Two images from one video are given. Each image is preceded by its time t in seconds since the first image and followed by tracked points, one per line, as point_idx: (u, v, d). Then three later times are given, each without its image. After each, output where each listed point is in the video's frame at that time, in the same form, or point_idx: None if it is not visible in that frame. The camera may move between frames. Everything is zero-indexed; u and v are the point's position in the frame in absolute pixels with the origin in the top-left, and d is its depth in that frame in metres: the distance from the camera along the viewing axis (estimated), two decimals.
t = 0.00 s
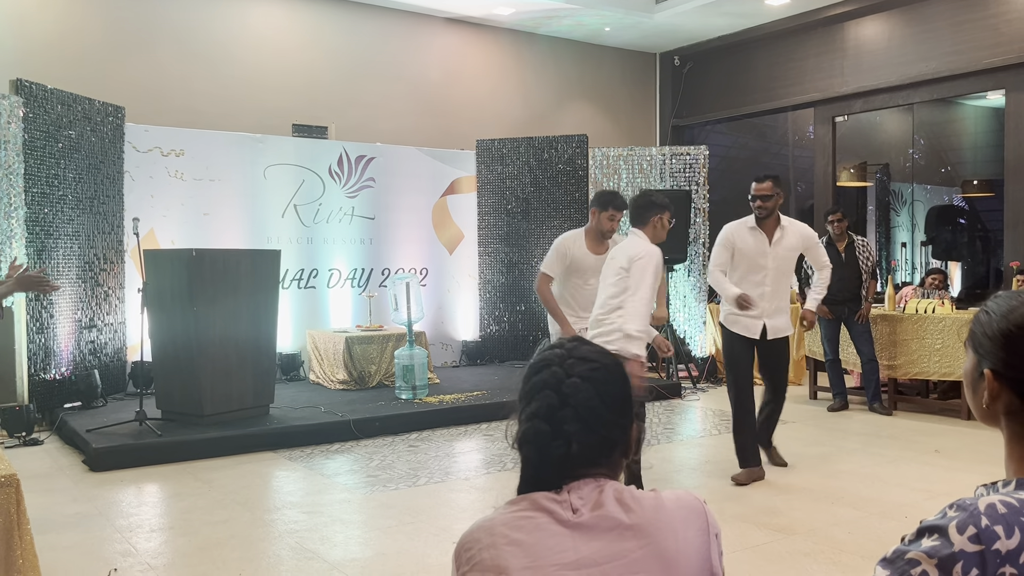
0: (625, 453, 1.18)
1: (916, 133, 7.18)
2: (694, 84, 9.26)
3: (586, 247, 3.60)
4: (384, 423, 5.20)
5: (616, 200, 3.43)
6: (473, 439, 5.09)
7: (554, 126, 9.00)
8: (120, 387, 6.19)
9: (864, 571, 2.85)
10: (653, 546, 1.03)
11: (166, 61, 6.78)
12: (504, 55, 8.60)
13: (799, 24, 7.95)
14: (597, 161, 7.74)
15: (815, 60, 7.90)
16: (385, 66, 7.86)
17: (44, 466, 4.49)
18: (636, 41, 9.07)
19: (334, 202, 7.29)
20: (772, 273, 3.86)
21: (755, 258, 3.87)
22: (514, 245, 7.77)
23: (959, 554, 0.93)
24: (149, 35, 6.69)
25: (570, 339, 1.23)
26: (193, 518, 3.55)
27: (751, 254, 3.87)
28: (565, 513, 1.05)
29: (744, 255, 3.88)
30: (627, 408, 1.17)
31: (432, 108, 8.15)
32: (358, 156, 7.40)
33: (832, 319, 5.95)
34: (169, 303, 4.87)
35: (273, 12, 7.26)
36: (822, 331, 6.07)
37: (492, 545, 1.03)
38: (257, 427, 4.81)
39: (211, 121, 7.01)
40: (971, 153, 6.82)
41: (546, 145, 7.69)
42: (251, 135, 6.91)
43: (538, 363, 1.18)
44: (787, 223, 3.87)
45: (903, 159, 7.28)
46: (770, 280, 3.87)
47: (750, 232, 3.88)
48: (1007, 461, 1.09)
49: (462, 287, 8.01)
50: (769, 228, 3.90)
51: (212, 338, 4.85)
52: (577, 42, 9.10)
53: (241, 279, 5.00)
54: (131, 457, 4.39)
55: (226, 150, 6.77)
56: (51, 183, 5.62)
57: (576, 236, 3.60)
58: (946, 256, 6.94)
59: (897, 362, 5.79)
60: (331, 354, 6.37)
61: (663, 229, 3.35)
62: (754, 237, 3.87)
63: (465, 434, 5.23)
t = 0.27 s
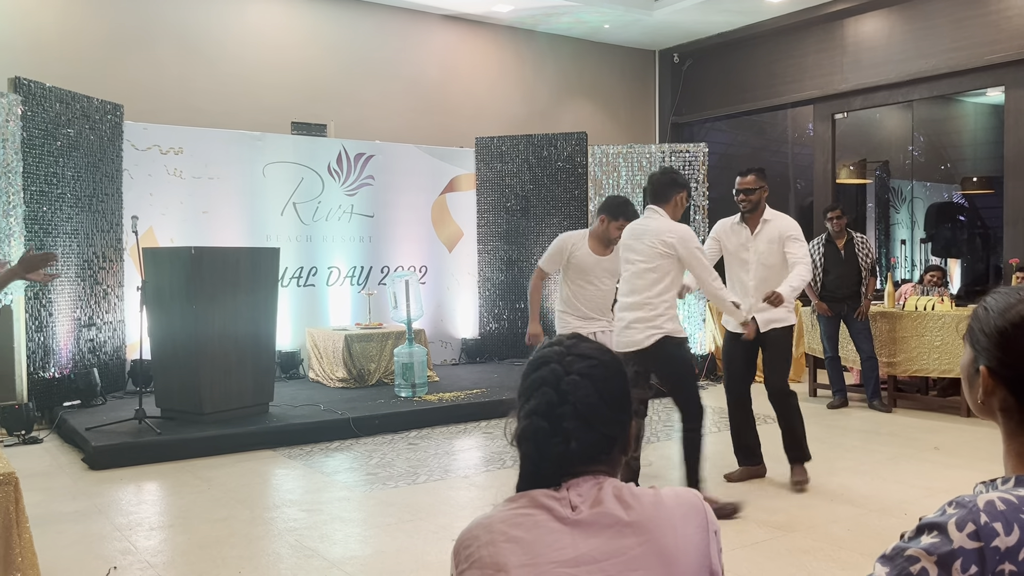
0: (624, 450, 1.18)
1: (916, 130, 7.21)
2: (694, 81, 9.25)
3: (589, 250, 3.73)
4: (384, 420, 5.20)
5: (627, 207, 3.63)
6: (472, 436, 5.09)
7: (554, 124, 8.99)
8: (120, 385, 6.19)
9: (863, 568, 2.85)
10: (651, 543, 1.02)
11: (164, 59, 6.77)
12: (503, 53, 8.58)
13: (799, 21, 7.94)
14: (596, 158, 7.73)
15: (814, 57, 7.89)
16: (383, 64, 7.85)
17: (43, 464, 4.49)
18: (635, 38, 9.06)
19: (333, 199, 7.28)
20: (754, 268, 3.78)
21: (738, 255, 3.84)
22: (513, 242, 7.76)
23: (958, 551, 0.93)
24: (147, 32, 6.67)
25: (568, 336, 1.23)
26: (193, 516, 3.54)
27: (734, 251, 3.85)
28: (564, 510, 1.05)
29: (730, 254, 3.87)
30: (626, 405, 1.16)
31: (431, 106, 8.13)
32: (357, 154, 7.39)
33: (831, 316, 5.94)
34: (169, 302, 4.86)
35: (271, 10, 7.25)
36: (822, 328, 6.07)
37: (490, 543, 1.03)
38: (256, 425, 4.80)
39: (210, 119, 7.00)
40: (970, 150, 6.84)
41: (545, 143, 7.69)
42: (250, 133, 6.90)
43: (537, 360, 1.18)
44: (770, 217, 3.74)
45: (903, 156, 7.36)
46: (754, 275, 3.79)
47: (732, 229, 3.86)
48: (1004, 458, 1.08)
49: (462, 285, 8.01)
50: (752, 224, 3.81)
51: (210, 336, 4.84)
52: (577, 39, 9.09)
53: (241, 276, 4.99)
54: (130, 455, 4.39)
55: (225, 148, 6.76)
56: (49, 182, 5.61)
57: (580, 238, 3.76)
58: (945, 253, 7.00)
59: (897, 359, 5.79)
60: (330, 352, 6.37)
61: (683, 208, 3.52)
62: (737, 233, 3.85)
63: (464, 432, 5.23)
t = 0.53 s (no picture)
0: (623, 447, 1.18)
1: (915, 128, 7.23)
2: (693, 79, 9.25)
3: (590, 253, 3.72)
4: (383, 418, 5.20)
5: (628, 207, 3.61)
6: (472, 434, 5.09)
7: (553, 121, 8.98)
8: (119, 383, 6.19)
9: (863, 565, 2.85)
10: (649, 539, 1.02)
11: (163, 57, 6.76)
12: (502, 51, 8.57)
13: (798, 18, 7.94)
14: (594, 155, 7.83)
15: (814, 54, 7.88)
16: (382, 62, 7.84)
17: (43, 463, 4.49)
18: (634, 35, 9.05)
19: (332, 197, 7.28)
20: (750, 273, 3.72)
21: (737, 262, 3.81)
22: (512, 240, 7.76)
23: (957, 547, 0.93)
24: (145, 31, 6.66)
25: (568, 333, 1.23)
26: (192, 514, 3.54)
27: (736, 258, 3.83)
28: (563, 506, 1.05)
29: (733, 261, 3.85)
30: (625, 401, 1.16)
31: (430, 104, 8.13)
32: (356, 152, 7.38)
33: (831, 313, 5.94)
34: (168, 299, 4.86)
35: (270, 7, 7.24)
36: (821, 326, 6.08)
37: (489, 539, 1.03)
38: (256, 423, 4.81)
39: (208, 117, 6.99)
40: (970, 147, 6.85)
41: (544, 140, 7.68)
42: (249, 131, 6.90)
43: (536, 357, 1.18)
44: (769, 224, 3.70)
45: (902, 154, 7.37)
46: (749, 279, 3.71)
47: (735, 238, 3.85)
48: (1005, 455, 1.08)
49: (461, 283, 8.00)
50: (752, 232, 3.78)
51: (210, 334, 4.84)
52: (576, 36, 9.08)
53: (240, 274, 4.99)
54: (130, 453, 4.39)
55: (225, 146, 6.76)
56: (49, 180, 5.61)
57: (580, 245, 3.71)
58: (944, 250, 7.02)
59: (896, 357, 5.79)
60: (330, 350, 6.36)
61: (706, 242, 3.30)
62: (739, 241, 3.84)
63: (464, 430, 5.23)
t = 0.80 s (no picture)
0: (622, 445, 1.18)
1: (914, 126, 7.25)
2: (692, 77, 9.25)
3: (600, 242, 3.74)
4: (383, 417, 5.20)
5: (634, 200, 3.56)
6: (472, 433, 5.09)
7: (552, 120, 8.97)
8: (119, 382, 6.19)
9: (863, 563, 2.85)
10: (650, 537, 1.02)
11: (161, 56, 6.75)
12: (501, 49, 8.57)
13: (797, 17, 7.93)
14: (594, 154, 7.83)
15: (813, 52, 7.88)
16: (381, 60, 7.83)
17: (42, 462, 4.49)
18: (634, 33, 9.05)
19: (331, 196, 7.27)
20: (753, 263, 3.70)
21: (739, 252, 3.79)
22: (512, 238, 7.75)
23: (957, 545, 0.93)
24: (144, 29, 6.66)
25: (567, 331, 1.23)
26: (192, 513, 3.54)
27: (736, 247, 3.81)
28: (562, 504, 1.05)
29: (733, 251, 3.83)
30: (624, 400, 1.16)
31: (429, 102, 8.12)
32: (355, 151, 7.38)
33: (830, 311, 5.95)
34: (167, 298, 4.85)
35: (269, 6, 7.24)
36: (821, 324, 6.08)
37: (489, 537, 1.03)
38: (256, 422, 4.81)
39: (207, 116, 6.98)
40: (969, 145, 6.87)
41: (543, 138, 7.68)
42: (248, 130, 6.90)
43: (535, 355, 1.18)
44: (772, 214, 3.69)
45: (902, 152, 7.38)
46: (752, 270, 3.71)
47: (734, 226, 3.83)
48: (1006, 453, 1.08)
49: (460, 281, 7.99)
50: (752, 221, 3.76)
51: (209, 333, 4.84)
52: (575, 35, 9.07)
53: (239, 273, 4.99)
54: (130, 453, 4.39)
55: (224, 145, 6.76)
56: (48, 179, 5.61)
57: (592, 233, 3.72)
58: (943, 248, 7.04)
59: (895, 354, 5.80)
60: (329, 348, 6.36)
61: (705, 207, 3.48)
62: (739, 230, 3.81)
63: (463, 428, 5.23)
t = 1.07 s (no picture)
0: (622, 443, 1.18)
1: (914, 125, 7.28)
2: (691, 76, 9.25)
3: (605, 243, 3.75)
4: (383, 415, 5.20)
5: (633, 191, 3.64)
6: (472, 431, 5.10)
7: (551, 118, 8.97)
8: (118, 382, 6.19)
9: (863, 561, 2.85)
10: (649, 534, 1.02)
11: (160, 55, 6.74)
12: (499, 48, 8.56)
13: (797, 15, 7.92)
14: (593, 153, 7.77)
15: (812, 51, 7.87)
16: (380, 59, 7.83)
17: (42, 461, 4.48)
18: (633, 32, 9.04)
19: (330, 195, 7.27)
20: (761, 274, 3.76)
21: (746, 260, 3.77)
22: (511, 237, 7.76)
23: (958, 542, 0.93)
24: (143, 28, 6.65)
25: (566, 329, 1.23)
26: (192, 512, 3.54)
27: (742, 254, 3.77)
28: (562, 502, 1.05)
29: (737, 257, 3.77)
30: (624, 397, 1.16)
31: (429, 101, 8.12)
32: (354, 150, 7.37)
33: (830, 309, 5.95)
34: (166, 297, 4.84)
35: (267, 4, 7.23)
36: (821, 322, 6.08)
37: (488, 535, 1.03)
38: (257, 421, 4.81)
39: (205, 116, 6.98)
40: (968, 144, 6.95)
41: (542, 137, 7.68)
42: (248, 129, 6.89)
43: (534, 353, 1.18)
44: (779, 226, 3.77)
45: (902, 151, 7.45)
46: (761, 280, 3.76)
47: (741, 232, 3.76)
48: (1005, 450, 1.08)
49: (459, 280, 7.99)
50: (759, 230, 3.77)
51: (208, 332, 4.84)
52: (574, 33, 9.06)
53: (239, 272, 4.99)
54: (129, 452, 4.39)
55: (223, 144, 6.75)
56: (47, 178, 5.60)
57: (595, 236, 3.72)
58: (943, 246, 7.08)
59: (895, 353, 5.80)
60: (329, 347, 6.36)
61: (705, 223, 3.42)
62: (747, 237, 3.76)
63: (463, 427, 5.23)
